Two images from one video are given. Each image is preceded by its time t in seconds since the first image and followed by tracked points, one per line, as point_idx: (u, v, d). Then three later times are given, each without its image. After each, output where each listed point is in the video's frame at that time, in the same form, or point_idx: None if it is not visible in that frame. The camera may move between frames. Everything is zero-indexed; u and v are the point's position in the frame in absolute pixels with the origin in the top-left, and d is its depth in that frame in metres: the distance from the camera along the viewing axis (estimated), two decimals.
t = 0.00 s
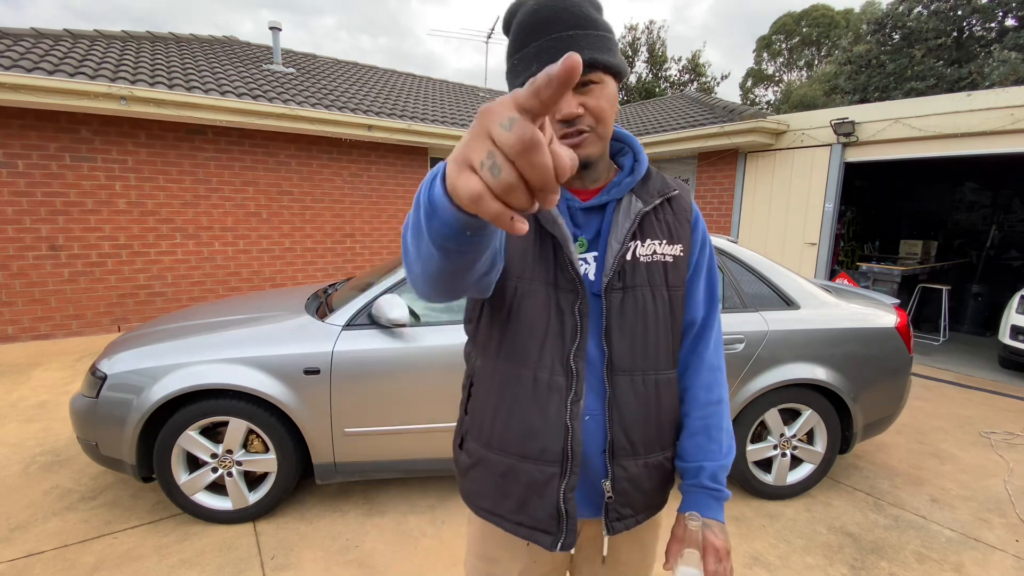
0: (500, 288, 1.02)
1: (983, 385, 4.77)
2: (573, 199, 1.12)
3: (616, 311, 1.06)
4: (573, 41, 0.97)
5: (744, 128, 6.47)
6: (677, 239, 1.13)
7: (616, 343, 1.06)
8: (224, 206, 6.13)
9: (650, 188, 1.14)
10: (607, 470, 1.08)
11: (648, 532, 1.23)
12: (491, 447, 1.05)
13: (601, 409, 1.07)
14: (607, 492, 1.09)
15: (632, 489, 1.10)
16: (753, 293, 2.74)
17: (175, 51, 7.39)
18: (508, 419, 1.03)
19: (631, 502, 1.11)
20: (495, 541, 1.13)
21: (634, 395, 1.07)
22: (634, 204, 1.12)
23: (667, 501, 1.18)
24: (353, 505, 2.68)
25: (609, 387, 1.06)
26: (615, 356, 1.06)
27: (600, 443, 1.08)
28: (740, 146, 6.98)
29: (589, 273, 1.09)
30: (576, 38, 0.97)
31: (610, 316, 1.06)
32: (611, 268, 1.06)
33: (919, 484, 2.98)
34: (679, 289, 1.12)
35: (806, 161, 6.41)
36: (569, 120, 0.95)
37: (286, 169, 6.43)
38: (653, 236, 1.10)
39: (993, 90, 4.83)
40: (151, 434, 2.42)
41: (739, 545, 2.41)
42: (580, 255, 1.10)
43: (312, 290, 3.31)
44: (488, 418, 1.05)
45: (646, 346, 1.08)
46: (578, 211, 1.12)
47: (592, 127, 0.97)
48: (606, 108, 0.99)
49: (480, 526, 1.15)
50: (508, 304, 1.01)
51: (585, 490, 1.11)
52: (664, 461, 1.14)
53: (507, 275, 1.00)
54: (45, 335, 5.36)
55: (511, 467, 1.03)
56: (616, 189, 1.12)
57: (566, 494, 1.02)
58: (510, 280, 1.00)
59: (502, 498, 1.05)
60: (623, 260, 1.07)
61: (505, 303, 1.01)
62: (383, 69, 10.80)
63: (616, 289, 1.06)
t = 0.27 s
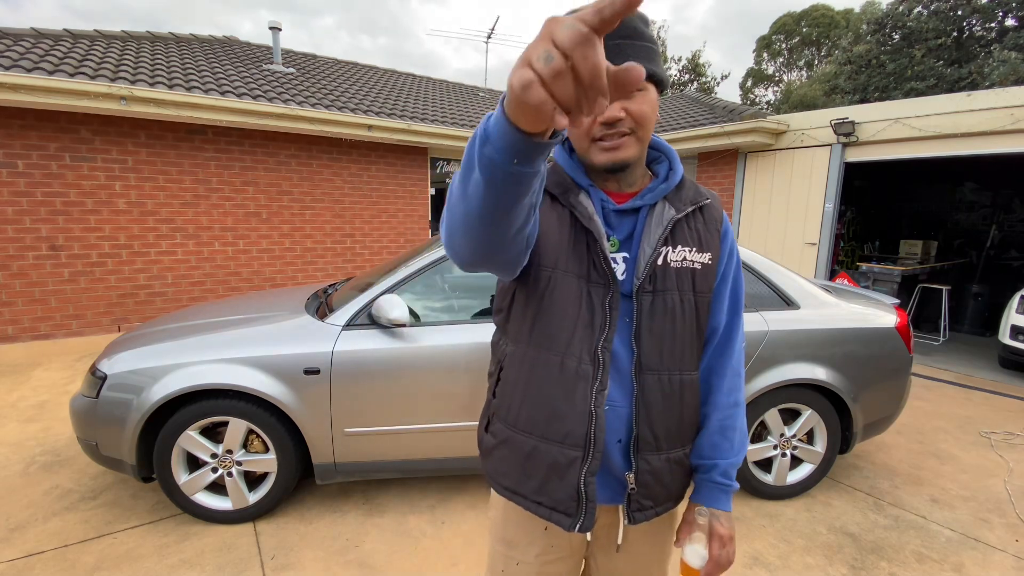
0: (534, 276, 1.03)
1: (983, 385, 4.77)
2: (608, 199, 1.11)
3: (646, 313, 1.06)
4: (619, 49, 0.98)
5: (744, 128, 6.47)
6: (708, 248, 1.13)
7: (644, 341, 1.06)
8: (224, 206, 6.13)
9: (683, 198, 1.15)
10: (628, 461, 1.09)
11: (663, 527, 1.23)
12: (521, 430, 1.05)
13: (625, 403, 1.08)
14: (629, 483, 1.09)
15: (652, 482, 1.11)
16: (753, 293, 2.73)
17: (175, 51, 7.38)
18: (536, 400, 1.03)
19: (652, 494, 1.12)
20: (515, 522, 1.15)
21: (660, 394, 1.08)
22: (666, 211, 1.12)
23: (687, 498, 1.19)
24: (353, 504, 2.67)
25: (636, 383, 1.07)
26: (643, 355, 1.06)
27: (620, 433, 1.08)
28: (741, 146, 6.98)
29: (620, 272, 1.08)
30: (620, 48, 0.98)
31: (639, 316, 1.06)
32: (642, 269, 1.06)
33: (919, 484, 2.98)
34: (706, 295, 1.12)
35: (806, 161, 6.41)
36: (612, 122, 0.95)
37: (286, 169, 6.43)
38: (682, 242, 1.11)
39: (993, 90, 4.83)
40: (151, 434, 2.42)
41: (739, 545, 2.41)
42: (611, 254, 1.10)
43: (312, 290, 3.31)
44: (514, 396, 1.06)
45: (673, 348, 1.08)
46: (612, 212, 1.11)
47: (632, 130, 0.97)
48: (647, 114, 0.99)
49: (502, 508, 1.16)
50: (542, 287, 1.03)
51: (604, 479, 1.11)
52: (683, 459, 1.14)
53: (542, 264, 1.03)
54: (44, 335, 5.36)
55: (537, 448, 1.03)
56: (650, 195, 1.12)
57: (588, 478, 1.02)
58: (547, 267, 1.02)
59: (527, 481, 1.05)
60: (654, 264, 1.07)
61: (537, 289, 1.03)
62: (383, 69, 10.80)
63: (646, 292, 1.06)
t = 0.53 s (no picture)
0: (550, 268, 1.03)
1: (983, 385, 4.77)
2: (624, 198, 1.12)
3: (659, 312, 1.06)
4: (642, 51, 1.04)
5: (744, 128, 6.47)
6: (719, 251, 1.14)
7: (658, 339, 1.06)
8: (224, 206, 6.13)
9: (696, 202, 1.16)
10: (637, 453, 1.10)
11: (665, 518, 1.22)
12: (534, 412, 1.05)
13: (635, 396, 1.07)
14: (639, 474, 1.10)
15: (662, 474, 1.12)
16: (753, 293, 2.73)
17: (175, 51, 7.39)
18: (548, 386, 1.03)
19: (662, 484, 1.12)
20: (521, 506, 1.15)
21: (671, 390, 1.08)
22: (680, 213, 1.13)
23: (691, 487, 1.19)
24: (353, 505, 2.67)
25: (648, 378, 1.07)
26: (657, 351, 1.06)
27: (628, 424, 1.08)
28: (741, 146, 6.98)
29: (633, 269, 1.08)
30: (643, 51, 1.04)
31: (652, 314, 1.06)
32: (656, 269, 1.07)
33: (919, 484, 2.98)
34: (715, 298, 1.13)
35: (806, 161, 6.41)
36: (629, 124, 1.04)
37: (286, 169, 6.43)
38: (694, 245, 1.11)
39: (993, 90, 4.83)
40: (151, 434, 2.42)
41: (740, 545, 2.41)
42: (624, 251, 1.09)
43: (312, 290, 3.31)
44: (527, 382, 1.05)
45: (685, 346, 1.09)
46: (628, 210, 1.12)
47: (648, 131, 1.05)
48: (663, 116, 1.07)
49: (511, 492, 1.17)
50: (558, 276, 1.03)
51: (612, 471, 1.11)
52: (692, 452, 1.15)
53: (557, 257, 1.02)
54: (44, 335, 5.36)
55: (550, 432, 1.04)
56: (665, 197, 1.13)
57: (598, 463, 1.03)
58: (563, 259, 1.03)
59: (540, 462, 1.06)
60: (669, 265, 1.08)
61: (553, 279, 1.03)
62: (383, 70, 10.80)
63: (661, 292, 1.07)
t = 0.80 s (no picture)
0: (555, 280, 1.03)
1: (983, 385, 4.77)
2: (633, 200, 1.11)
3: (670, 312, 1.07)
4: (652, 50, 1.05)
5: (744, 128, 6.47)
6: (725, 252, 1.17)
7: (669, 339, 1.07)
8: (224, 206, 6.12)
9: (704, 203, 1.18)
10: (650, 453, 1.09)
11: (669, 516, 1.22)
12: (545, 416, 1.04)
13: (648, 397, 1.07)
14: (651, 473, 1.10)
15: (674, 470, 1.12)
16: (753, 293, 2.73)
17: (175, 51, 7.39)
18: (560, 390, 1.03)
19: (672, 482, 1.13)
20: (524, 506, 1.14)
21: (683, 388, 1.09)
22: (690, 215, 1.14)
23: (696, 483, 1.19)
24: (353, 505, 2.67)
25: (660, 377, 1.07)
26: (669, 351, 1.07)
27: (640, 425, 1.07)
28: (741, 146, 6.98)
29: (643, 270, 1.08)
30: (652, 49, 1.05)
31: (663, 315, 1.07)
32: (667, 271, 1.08)
33: (919, 484, 2.98)
34: (722, 299, 1.15)
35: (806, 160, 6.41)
36: (627, 118, 1.06)
37: (286, 169, 6.43)
38: (702, 247, 1.13)
39: (993, 90, 4.83)
40: (151, 434, 2.42)
41: (740, 545, 2.41)
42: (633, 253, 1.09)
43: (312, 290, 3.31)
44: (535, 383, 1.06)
45: (694, 344, 1.10)
46: (637, 212, 1.11)
47: (648, 126, 1.06)
48: (663, 115, 1.06)
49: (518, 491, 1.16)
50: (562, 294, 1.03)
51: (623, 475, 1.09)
52: (700, 450, 1.16)
53: (562, 267, 1.03)
54: (45, 335, 5.36)
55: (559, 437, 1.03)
56: (675, 197, 1.13)
57: (613, 458, 1.04)
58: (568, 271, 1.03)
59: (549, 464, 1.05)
60: (679, 266, 1.09)
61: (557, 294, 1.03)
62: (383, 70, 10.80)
63: (672, 293, 1.08)
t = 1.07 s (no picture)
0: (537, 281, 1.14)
1: (983, 385, 4.77)
2: (629, 200, 1.14)
3: (662, 316, 1.08)
4: (656, 47, 1.07)
5: (744, 128, 6.47)
6: (726, 256, 1.14)
7: (659, 343, 1.08)
8: (224, 206, 6.12)
9: (706, 204, 1.16)
10: (640, 455, 1.11)
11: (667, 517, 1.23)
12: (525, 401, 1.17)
13: (635, 397, 1.09)
14: (642, 475, 1.12)
15: (665, 475, 1.12)
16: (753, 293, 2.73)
17: (175, 51, 7.39)
18: (536, 380, 1.14)
19: (665, 488, 1.13)
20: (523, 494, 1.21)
21: (675, 393, 1.09)
22: (688, 218, 1.13)
23: (693, 490, 1.19)
24: (353, 505, 2.67)
25: (650, 381, 1.08)
26: (658, 355, 1.08)
27: (629, 426, 1.10)
28: (741, 146, 6.98)
29: (637, 272, 1.10)
30: (657, 46, 1.07)
31: (655, 318, 1.08)
32: (660, 275, 1.09)
33: (919, 484, 2.98)
34: (720, 303, 1.13)
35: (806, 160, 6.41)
36: (627, 115, 1.08)
37: (286, 169, 6.43)
38: (700, 250, 1.12)
39: (993, 90, 4.83)
40: (151, 434, 2.42)
41: (739, 545, 2.41)
42: (628, 252, 1.11)
43: (312, 290, 3.31)
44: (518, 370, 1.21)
45: (688, 349, 1.09)
46: (633, 213, 1.14)
47: (647, 123, 1.07)
48: (663, 111, 1.07)
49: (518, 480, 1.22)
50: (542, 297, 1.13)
51: (611, 473, 1.13)
52: (695, 456, 1.15)
53: (543, 269, 1.13)
54: (45, 335, 5.36)
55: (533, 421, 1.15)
56: (672, 200, 1.14)
57: (582, 458, 1.09)
58: (547, 273, 1.12)
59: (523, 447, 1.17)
60: (674, 270, 1.09)
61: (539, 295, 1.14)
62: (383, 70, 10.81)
63: (665, 297, 1.09)
